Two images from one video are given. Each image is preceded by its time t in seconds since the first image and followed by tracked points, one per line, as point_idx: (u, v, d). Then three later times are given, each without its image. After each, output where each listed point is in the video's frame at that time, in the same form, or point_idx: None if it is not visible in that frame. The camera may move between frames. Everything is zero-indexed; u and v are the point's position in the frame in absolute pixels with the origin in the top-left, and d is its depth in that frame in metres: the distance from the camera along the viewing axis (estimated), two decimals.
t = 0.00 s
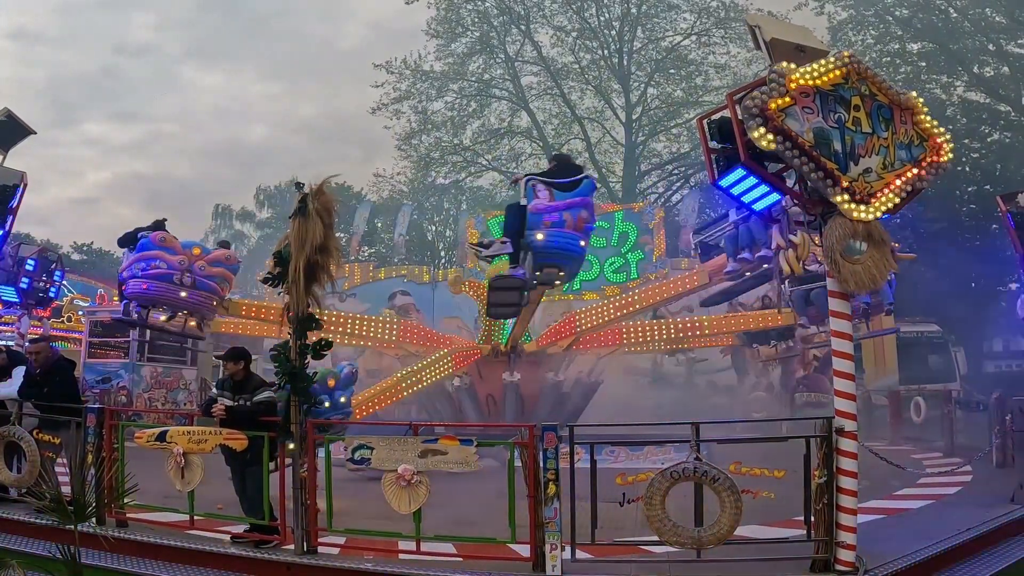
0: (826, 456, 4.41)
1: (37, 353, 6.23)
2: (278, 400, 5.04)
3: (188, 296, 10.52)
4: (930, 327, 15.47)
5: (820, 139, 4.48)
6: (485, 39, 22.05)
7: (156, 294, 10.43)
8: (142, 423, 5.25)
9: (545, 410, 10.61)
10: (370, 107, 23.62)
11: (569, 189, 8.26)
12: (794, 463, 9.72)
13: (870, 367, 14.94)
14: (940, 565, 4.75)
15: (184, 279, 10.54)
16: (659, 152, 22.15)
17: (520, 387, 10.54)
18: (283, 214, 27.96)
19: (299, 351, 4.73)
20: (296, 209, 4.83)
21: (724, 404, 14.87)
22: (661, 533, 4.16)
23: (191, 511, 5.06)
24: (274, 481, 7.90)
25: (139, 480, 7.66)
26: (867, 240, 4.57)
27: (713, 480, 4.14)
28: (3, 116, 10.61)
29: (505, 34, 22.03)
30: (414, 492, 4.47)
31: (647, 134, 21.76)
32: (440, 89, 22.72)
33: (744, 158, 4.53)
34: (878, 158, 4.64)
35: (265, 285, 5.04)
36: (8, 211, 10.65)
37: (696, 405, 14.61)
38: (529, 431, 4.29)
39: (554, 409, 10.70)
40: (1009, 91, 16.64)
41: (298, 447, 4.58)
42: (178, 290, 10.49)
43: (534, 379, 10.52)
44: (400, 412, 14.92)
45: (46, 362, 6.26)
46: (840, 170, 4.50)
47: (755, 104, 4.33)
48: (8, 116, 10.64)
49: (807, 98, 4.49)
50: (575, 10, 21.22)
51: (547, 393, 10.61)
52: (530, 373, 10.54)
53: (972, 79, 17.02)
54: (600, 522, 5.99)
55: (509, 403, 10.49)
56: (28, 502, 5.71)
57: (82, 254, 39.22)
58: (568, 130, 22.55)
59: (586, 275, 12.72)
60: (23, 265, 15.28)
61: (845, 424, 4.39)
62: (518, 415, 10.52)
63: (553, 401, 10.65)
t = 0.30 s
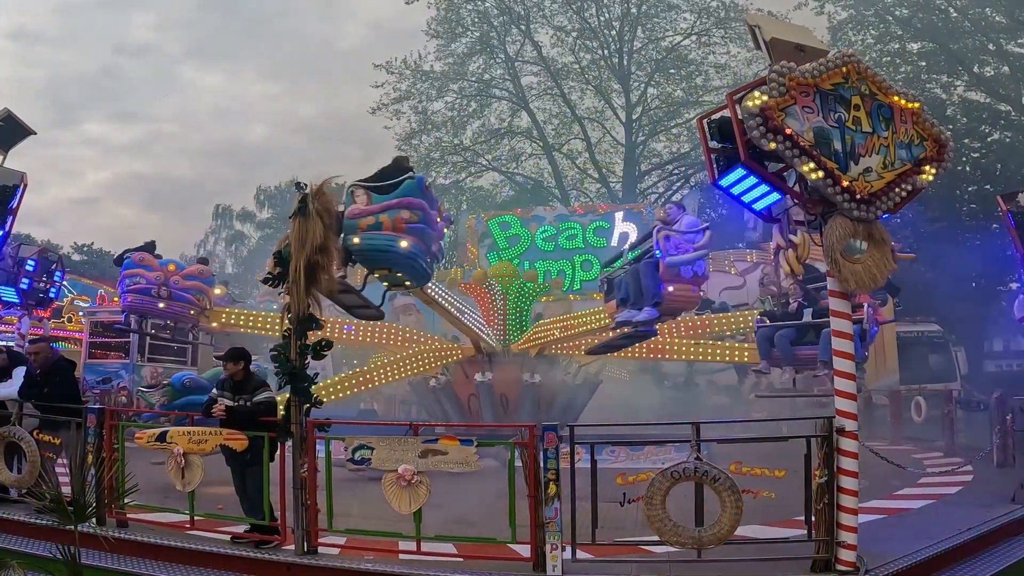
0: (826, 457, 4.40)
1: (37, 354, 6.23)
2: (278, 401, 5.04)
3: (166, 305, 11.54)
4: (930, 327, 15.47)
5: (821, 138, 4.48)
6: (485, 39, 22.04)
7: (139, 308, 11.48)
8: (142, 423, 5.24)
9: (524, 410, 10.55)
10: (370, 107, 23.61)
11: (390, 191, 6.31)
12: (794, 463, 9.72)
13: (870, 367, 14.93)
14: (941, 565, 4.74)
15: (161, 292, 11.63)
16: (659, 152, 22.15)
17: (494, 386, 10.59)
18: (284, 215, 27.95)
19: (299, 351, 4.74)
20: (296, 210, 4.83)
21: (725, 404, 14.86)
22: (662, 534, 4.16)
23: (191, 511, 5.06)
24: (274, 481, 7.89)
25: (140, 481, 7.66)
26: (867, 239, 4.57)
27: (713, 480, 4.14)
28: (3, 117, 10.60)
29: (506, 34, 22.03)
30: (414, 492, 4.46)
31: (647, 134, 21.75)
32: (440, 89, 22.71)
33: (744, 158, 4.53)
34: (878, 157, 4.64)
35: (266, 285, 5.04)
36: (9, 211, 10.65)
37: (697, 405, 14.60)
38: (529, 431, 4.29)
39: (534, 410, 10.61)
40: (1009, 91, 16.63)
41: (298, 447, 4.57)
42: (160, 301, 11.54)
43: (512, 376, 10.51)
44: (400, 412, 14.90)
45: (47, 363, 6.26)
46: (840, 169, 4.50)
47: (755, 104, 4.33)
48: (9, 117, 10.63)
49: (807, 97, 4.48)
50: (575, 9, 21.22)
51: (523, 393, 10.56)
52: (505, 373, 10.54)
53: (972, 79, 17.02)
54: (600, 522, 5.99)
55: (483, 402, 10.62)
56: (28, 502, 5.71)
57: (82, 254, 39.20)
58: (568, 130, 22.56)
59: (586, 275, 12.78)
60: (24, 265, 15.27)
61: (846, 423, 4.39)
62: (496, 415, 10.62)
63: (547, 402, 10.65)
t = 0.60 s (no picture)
0: (827, 456, 4.39)
1: (37, 354, 6.23)
2: (278, 401, 5.04)
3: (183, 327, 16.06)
4: (931, 326, 15.46)
5: (821, 138, 4.48)
6: (486, 39, 22.05)
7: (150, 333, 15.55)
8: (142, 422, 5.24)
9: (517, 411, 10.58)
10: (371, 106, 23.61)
11: (246, 209, 8.89)
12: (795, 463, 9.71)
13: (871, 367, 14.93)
14: (942, 565, 4.73)
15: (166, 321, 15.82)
16: (659, 152, 22.15)
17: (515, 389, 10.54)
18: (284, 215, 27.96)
19: (300, 351, 4.74)
20: (297, 210, 4.82)
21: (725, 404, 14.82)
22: (663, 533, 4.16)
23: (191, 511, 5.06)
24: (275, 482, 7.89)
25: (140, 480, 7.66)
26: (867, 239, 4.57)
27: (714, 480, 4.13)
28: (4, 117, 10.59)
29: (506, 34, 22.03)
30: (415, 492, 4.47)
31: (647, 133, 21.72)
32: (440, 89, 22.72)
33: (744, 157, 4.53)
34: (879, 157, 4.63)
35: (267, 285, 5.03)
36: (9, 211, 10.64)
37: (698, 404, 14.60)
38: (529, 431, 4.27)
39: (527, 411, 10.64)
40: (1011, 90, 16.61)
41: (298, 446, 4.57)
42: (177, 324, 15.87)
43: (530, 380, 10.68)
44: (400, 412, 14.90)
45: (47, 364, 6.26)
46: (841, 169, 4.49)
47: (755, 103, 4.33)
48: (9, 117, 10.63)
49: (808, 97, 4.48)
50: (575, 9, 21.24)
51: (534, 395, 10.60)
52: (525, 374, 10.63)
53: (973, 79, 17.01)
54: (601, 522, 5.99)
55: (503, 403, 10.46)
56: (29, 502, 5.71)
57: (83, 252, 39.28)
58: (568, 130, 22.58)
59: (586, 275, 12.86)
60: (24, 265, 15.28)
61: (847, 423, 4.39)
62: (513, 416, 10.50)
63: (550, 403, 10.67)
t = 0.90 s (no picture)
0: (827, 456, 4.40)
1: (38, 353, 6.24)
2: (279, 401, 5.04)
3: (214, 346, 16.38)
4: (931, 327, 15.46)
5: (821, 138, 4.48)
6: (486, 39, 22.04)
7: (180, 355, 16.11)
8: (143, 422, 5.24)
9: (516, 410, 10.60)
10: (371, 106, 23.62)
11: (163, 230, 10.51)
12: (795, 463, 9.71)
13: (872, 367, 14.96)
14: (943, 565, 4.73)
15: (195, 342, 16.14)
16: (660, 152, 22.14)
17: (490, 387, 10.81)
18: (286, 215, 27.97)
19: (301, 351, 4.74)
20: (298, 209, 4.82)
21: (725, 404, 14.81)
22: (663, 533, 4.16)
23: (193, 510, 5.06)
24: (275, 482, 7.89)
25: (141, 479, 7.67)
26: (867, 239, 4.57)
27: (714, 480, 4.14)
28: (5, 117, 10.61)
29: (506, 33, 22.02)
30: (415, 492, 4.47)
31: (648, 133, 21.69)
32: (441, 89, 22.73)
33: (744, 157, 4.53)
34: (879, 157, 4.64)
35: (267, 285, 5.03)
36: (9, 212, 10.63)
37: (698, 404, 14.60)
38: (530, 431, 4.27)
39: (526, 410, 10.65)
40: (1012, 90, 16.60)
41: (299, 446, 4.57)
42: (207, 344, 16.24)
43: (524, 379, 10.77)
44: (401, 412, 14.88)
45: (48, 363, 6.27)
46: (841, 169, 4.49)
47: (755, 103, 4.33)
48: (10, 117, 10.64)
49: (808, 97, 4.48)
50: (576, 9, 21.26)
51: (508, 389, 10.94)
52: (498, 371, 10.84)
53: (974, 78, 17.00)
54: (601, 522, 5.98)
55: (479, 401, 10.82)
56: (30, 502, 5.71)
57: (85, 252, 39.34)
58: (569, 130, 22.59)
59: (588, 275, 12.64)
60: (25, 266, 15.29)
61: (847, 423, 4.39)
62: (491, 415, 10.80)
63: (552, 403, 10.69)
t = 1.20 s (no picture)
0: (827, 456, 4.40)
1: (39, 353, 6.26)
2: (279, 400, 5.04)
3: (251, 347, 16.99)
4: (932, 326, 15.45)
5: (822, 138, 4.48)
6: (487, 39, 22.04)
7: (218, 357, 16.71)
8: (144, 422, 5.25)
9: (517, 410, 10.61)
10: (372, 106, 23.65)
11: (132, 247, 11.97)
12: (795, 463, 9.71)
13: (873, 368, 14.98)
14: (943, 565, 4.73)
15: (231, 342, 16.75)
16: (661, 152, 22.15)
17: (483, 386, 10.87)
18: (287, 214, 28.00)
19: (302, 350, 4.73)
20: (299, 209, 4.82)
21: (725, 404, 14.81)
22: (663, 533, 4.16)
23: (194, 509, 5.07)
24: (276, 481, 7.89)
25: (141, 479, 7.67)
26: (868, 239, 4.58)
27: (714, 480, 4.14)
28: (6, 117, 10.62)
29: (507, 33, 22.02)
30: (415, 492, 4.47)
31: (649, 133, 21.62)
32: (442, 89, 22.74)
33: (745, 157, 4.52)
34: (880, 157, 4.63)
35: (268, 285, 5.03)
36: (11, 211, 10.64)
37: (698, 404, 14.60)
38: (530, 431, 4.27)
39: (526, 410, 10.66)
40: (1013, 90, 16.59)
41: (300, 446, 4.57)
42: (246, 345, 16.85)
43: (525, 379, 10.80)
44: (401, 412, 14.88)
45: (48, 363, 6.28)
46: (841, 169, 4.49)
47: (755, 104, 4.33)
48: (12, 117, 10.66)
49: (808, 97, 4.48)
50: (577, 9, 21.27)
51: (500, 391, 10.91)
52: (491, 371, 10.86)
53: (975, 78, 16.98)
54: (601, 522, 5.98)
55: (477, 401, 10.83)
56: (31, 501, 5.72)
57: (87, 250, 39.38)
58: (570, 130, 22.59)
59: (588, 275, 12.66)
60: (26, 265, 15.28)
61: (847, 423, 4.39)
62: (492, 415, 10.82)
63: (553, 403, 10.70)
